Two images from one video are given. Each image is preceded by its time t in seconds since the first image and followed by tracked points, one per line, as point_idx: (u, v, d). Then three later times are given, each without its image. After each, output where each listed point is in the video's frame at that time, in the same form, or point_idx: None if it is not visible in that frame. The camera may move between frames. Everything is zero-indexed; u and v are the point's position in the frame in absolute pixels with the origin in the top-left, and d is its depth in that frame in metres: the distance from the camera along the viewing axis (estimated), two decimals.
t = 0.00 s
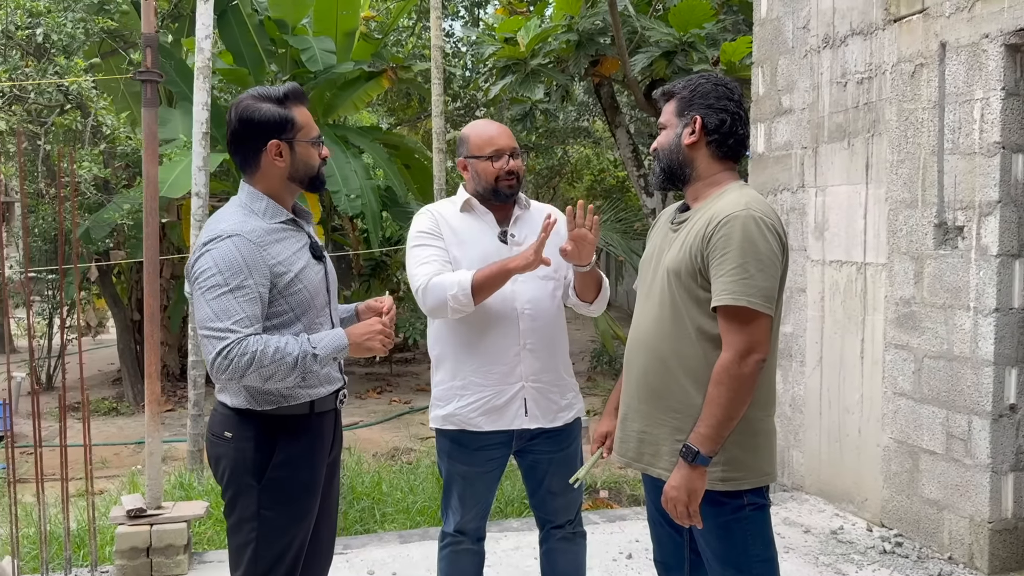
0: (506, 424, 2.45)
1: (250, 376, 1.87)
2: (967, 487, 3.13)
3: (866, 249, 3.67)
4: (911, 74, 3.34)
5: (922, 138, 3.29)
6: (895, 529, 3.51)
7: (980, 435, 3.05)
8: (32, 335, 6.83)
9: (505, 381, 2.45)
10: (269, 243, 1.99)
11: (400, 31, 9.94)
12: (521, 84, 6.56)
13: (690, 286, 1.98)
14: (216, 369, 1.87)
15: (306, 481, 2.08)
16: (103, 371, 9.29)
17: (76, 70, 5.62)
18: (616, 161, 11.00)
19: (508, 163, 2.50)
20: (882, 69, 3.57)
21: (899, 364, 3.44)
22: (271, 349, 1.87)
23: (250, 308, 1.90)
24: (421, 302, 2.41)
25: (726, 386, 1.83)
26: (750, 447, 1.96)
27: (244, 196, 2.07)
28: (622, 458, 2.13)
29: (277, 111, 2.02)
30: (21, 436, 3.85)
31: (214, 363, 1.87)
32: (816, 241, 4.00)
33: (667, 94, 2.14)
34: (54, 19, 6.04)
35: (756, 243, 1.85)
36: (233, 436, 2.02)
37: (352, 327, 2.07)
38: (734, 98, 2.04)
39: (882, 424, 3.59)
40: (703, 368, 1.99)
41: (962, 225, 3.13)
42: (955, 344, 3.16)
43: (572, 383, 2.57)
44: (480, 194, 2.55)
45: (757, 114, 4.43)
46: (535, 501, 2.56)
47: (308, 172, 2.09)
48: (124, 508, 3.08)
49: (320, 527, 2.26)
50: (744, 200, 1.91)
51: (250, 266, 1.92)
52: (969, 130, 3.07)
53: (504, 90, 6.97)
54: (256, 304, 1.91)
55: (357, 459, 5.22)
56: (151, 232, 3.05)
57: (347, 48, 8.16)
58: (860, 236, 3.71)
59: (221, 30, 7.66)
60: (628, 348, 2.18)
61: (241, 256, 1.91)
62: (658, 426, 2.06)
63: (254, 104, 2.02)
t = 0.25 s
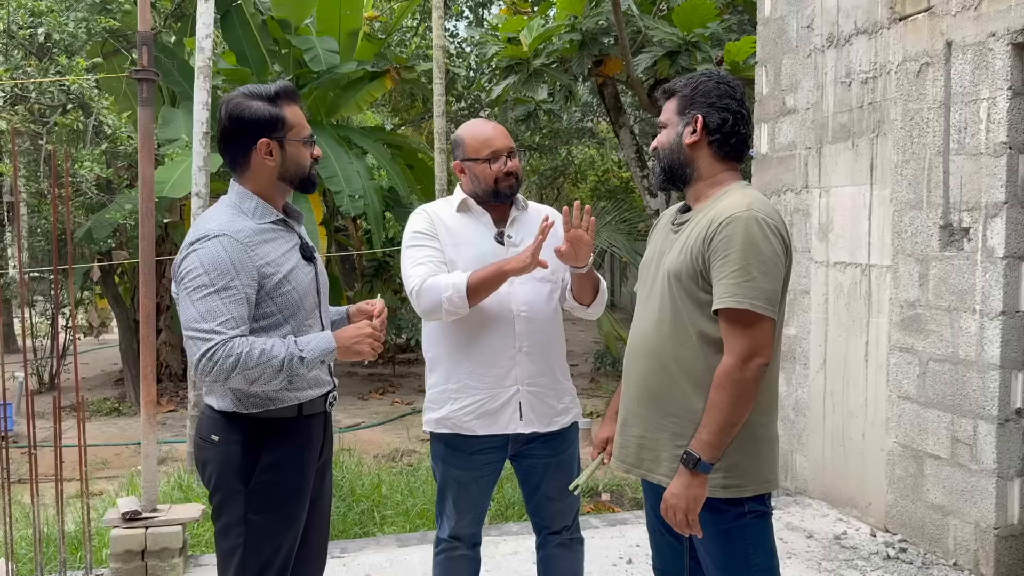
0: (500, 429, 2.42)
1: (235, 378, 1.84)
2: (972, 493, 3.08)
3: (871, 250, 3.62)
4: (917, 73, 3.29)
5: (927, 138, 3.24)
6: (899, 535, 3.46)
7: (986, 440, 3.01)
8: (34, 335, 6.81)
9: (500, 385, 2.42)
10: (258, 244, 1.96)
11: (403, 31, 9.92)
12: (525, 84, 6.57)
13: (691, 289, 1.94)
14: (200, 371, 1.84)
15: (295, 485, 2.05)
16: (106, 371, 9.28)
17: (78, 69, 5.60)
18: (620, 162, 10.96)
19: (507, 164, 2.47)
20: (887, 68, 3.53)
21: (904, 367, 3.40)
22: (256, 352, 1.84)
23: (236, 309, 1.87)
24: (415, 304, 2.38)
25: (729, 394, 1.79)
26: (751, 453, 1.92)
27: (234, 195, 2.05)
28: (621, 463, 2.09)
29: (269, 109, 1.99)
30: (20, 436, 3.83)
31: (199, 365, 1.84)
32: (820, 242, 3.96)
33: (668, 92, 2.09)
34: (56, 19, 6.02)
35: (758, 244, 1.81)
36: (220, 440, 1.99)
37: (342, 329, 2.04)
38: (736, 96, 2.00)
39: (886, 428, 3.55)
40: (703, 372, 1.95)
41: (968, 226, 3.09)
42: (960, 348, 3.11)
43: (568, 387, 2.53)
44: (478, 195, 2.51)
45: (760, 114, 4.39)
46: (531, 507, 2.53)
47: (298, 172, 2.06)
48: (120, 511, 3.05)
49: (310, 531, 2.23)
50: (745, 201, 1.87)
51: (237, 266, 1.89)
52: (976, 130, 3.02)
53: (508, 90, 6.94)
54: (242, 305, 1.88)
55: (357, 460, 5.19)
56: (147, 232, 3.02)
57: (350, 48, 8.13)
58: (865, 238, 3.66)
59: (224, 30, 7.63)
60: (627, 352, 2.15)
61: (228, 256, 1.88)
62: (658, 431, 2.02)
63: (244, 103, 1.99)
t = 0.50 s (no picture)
0: (492, 433, 2.38)
1: (216, 379, 1.82)
2: (977, 499, 3.03)
3: (876, 252, 3.57)
4: (922, 72, 3.24)
5: (933, 138, 3.19)
6: (903, 541, 3.41)
7: (992, 445, 2.95)
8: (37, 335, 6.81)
9: (492, 388, 2.38)
10: (242, 243, 1.94)
11: (408, 31, 9.90)
12: (528, 83, 6.44)
13: (689, 291, 1.90)
14: (182, 372, 1.82)
15: (280, 487, 2.03)
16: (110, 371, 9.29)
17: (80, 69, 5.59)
18: (625, 163, 10.91)
19: (501, 163, 2.44)
20: (892, 67, 3.48)
21: (908, 371, 3.35)
22: (238, 353, 1.82)
23: (219, 309, 1.85)
24: (406, 305, 2.35)
25: (726, 402, 1.75)
26: (748, 459, 1.87)
27: (221, 194, 2.04)
28: (617, 469, 2.04)
29: (243, 104, 1.99)
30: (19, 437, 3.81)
31: (180, 366, 1.82)
32: (824, 243, 3.91)
33: (682, 84, 2.05)
34: (59, 18, 6.01)
35: (757, 245, 1.77)
36: (205, 441, 1.97)
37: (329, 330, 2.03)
38: (749, 99, 1.97)
39: (891, 432, 3.50)
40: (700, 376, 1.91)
41: (974, 228, 3.03)
42: (966, 351, 3.06)
43: (563, 391, 2.50)
44: (472, 195, 2.48)
45: (764, 114, 4.35)
46: (526, 512, 2.49)
47: (281, 167, 2.04)
48: (115, 513, 3.03)
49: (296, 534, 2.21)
50: (745, 201, 1.83)
51: (221, 266, 1.88)
52: (982, 130, 2.97)
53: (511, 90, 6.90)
54: (225, 305, 1.87)
55: (358, 462, 5.17)
56: (142, 232, 3.00)
57: (354, 48, 8.11)
58: (869, 239, 3.61)
59: (228, 30, 7.62)
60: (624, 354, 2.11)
61: (211, 255, 1.87)
62: (654, 437, 1.98)
63: (222, 100, 1.99)
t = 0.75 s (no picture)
0: (487, 437, 2.35)
1: (203, 379, 1.86)
2: (985, 504, 2.97)
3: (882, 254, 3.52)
4: (930, 71, 3.19)
5: (940, 138, 3.14)
6: (909, 547, 3.36)
7: (1000, 450, 2.90)
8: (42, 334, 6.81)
9: (487, 391, 2.35)
10: (232, 242, 2.00)
11: (414, 31, 9.88)
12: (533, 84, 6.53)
13: (690, 293, 1.84)
14: (169, 371, 1.87)
15: (267, 489, 2.06)
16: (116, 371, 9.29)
17: (85, 68, 5.58)
18: (632, 163, 10.87)
19: (497, 162, 2.40)
20: (900, 66, 3.43)
21: (915, 374, 3.30)
22: (225, 352, 1.87)
23: (207, 309, 1.91)
24: (400, 306, 2.32)
25: (693, 388, 1.72)
26: (748, 465, 1.82)
27: (213, 192, 2.11)
28: (613, 473, 1.99)
29: (235, 98, 2.06)
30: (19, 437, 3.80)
31: (167, 365, 1.87)
32: (830, 245, 3.86)
33: (682, 83, 2.01)
34: (64, 17, 6.00)
35: (760, 246, 1.72)
36: (192, 441, 2.01)
37: (320, 330, 2.06)
38: (752, 93, 1.92)
39: (897, 436, 3.44)
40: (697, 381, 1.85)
41: (982, 229, 2.98)
42: (974, 354, 3.01)
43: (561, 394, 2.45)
44: (469, 195, 2.45)
45: (770, 114, 4.29)
46: (523, 516, 2.46)
47: (270, 164, 2.09)
48: (111, 515, 3.01)
49: (286, 536, 2.23)
50: (750, 201, 1.78)
51: (209, 265, 1.93)
52: (991, 130, 2.92)
53: (517, 90, 6.87)
54: (214, 305, 1.92)
55: (360, 463, 5.14)
56: (140, 231, 2.99)
57: (360, 49, 8.10)
58: (876, 241, 3.56)
59: (234, 30, 7.60)
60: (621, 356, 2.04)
61: (199, 255, 1.92)
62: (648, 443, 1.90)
63: (214, 94, 2.06)
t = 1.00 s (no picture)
0: (488, 442, 2.31)
1: (193, 380, 1.85)
2: (997, 512, 2.92)
3: (893, 256, 3.47)
4: (942, 70, 3.14)
5: (952, 139, 3.09)
6: (920, 554, 3.31)
7: (1012, 457, 2.84)
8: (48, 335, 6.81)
9: (489, 396, 2.31)
10: (230, 243, 1.98)
11: (421, 31, 9.85)
12: (540, 84, 6.37)
13: (696, 297, 1.80)
14: (160, 371, 1.85)
15: (264, 493, 2.03)
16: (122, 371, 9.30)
17: (90, 68, 5.57)
18: (639, 164, 10.82)
19: (500, 163, 2.36)
20: (910, 66, 3.38)
21: (926, 379, 3.24)
22: (216, 353, 1.84)
23: (201, 309, 1.89)
24: (400, 307, 2.29)
25: (674, 373, 1.70)
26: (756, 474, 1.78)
27: (215, 192, 2.09)
28: (617, 480, 1.95)
29: (237, 98, 2.04)
30: (21, 439, 3.78)
31: (158, 365, 1.85)
32: (840, 247, 3.81)
33: (702, 76, 1.95)
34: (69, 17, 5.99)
35: (768, 251, 1.67)
36: (190, 444, 1.99)
37: (317, 334, 1.99)
38: (772, 100, 1.89)
39: (907, 442, 3.39)
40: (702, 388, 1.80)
41: (995, 231, 2.93)
42: (986, 359, 2.96)
43: (565, 399, 2.41)
44: (472, 197, 2.42)
45: (779, 114, 4.25)
46: (526, 523, 2.42)
47: (273, 163, 2.06)
48: (111, 518, 2.99)
49: (286, 541, 2.21)
50: (760, 204, 1.73)
51: (205, 265, 1.91)
52: (1004, 130, 2.86)
53: (524, 90, 6.83)
54: (208, 305, 1.90)
55: (364, 465, 5.11)
56: (141, 231, 2.97)
57: (367, 49, 8.07)
58: (886, 243, 3.51)
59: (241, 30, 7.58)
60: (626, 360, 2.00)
61: (195, 254, 1.90)
62: (654, 448, 1.86)
63: (216, 95, 2.04)
